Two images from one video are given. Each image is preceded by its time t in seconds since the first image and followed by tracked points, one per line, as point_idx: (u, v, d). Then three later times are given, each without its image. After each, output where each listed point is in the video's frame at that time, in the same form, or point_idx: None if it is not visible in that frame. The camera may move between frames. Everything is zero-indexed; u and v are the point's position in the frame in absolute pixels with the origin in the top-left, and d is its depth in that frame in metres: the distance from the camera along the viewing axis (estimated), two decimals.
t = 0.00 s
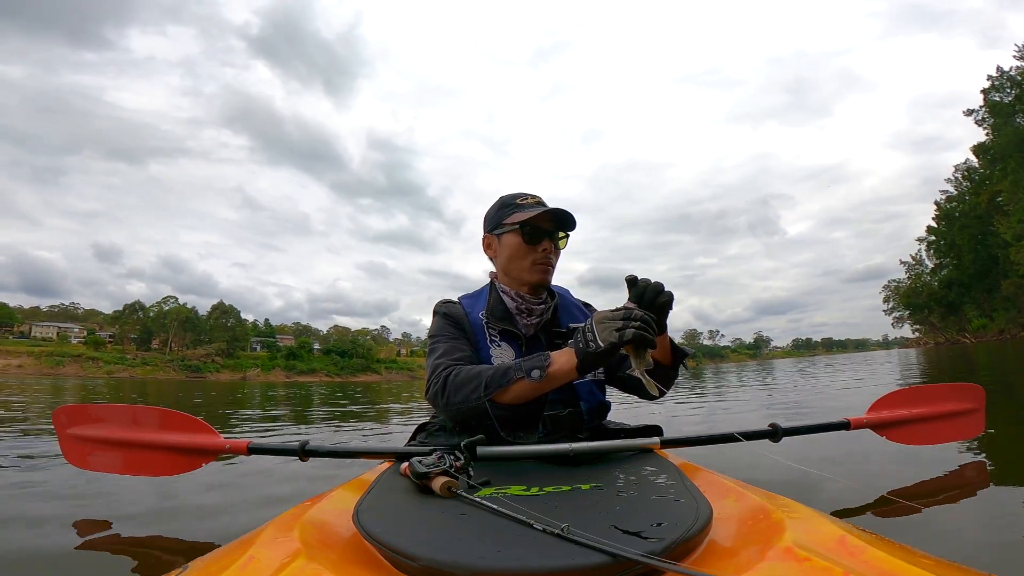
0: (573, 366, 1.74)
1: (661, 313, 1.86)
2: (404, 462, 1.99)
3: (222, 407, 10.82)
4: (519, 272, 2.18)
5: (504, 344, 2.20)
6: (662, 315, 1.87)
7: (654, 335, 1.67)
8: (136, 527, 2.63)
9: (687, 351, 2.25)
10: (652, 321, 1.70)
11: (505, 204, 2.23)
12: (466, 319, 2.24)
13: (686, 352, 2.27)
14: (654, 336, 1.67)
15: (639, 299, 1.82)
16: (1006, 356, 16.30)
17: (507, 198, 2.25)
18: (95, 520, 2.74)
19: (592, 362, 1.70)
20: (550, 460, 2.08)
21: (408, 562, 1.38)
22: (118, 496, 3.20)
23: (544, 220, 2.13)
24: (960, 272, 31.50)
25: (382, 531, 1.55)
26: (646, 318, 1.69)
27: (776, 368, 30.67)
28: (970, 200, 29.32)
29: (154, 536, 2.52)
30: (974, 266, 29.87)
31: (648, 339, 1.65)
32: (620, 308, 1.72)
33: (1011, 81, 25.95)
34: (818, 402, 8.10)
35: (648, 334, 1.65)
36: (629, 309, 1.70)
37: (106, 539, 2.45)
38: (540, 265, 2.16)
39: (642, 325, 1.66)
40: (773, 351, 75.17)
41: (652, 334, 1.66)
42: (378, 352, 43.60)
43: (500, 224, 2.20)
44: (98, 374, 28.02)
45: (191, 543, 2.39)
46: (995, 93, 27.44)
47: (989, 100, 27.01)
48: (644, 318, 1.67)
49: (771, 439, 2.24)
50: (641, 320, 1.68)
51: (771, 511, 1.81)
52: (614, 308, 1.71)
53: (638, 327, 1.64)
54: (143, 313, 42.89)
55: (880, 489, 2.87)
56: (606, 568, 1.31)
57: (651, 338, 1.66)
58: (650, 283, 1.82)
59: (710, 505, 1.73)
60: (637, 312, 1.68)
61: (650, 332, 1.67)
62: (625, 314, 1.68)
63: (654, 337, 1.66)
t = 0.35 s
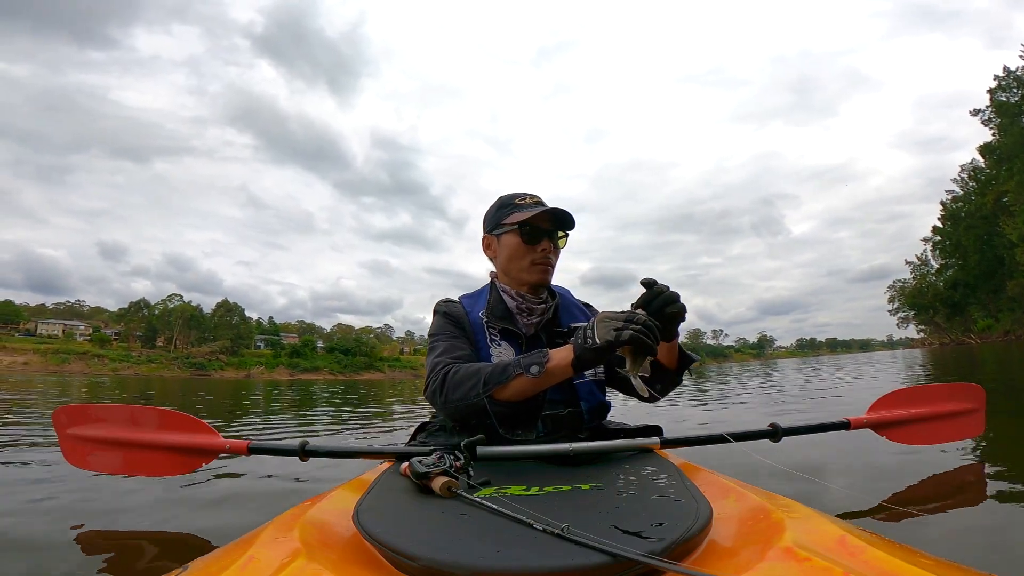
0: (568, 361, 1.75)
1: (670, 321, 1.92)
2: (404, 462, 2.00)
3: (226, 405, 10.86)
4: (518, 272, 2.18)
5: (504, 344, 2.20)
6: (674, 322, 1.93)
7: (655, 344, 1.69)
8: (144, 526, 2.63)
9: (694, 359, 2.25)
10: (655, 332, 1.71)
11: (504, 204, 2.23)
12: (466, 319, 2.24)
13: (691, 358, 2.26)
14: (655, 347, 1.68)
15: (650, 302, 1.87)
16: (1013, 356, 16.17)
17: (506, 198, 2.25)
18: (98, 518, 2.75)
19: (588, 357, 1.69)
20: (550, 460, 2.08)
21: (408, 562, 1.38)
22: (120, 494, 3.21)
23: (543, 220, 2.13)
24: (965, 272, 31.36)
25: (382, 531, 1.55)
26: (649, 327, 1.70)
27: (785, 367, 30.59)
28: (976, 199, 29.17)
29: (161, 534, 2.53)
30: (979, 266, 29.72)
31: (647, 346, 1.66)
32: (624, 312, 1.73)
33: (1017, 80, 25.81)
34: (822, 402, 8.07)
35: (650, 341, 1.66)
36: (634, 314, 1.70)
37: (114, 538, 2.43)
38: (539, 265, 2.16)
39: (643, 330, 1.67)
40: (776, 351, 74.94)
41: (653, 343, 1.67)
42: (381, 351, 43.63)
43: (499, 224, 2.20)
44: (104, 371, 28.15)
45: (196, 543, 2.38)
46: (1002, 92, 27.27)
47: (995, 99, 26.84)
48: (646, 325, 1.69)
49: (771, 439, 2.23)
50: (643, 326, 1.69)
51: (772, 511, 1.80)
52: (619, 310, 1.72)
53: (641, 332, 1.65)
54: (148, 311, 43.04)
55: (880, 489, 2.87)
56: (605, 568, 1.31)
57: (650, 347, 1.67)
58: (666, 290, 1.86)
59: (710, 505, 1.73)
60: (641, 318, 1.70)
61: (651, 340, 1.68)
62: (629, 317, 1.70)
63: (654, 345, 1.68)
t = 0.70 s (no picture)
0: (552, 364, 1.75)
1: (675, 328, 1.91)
2: (404, 462, 2.00)
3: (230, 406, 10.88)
4: (515, 274, 2.19)
5: (503, 344, 2.20)
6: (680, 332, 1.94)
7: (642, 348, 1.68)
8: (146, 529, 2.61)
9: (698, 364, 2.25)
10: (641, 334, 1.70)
11: (503, 205, 2.23)
12: (465, 320, 2.24)
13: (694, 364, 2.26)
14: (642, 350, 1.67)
15: (657, 306, 1.86)
16: (1019, 355, 16.08)
17: (505, 198, 2.25)
18: (100, 519, 2.76)
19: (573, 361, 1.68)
20: (550, 460, 2.08)
21: (409, 562, 1.38)
22: (123, 495, 3.22)
23: (540, 222, 2.13)
24: (969, 271, 31.28)
25: (382, 531, 1.55)
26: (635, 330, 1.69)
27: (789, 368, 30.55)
28: (979, 198, 29.11)
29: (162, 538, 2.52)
30: (982, 265, 29.64)
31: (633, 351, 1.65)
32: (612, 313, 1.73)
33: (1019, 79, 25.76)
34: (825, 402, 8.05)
35: (636, 346, 1.65)
36: (621, 316, 1.69)
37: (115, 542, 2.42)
38: (537, 267, 2.16)
39: (629, 335, 1.66)
40: (779, 351, 74.83)
41: (638, 346, 1.66)
42: (384, 352, 43.63)
43: (497, 225, 2.20)
44: (108, 373, 28.20)
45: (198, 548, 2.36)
46: (1003, 91, 27.21)
47: (997, 98, 26.78)
48: (632, 328, 1.67)
49: (771, 439, 2.23)
50: (630, 330, 1.68)
51: (771, 511, 1.80)
52: (606, 310, 1.72)
53: (627, 337, 1.64)
54: (152, 313, 43.21)
55: (880, 489, 2.86)
56: (606, 568, 1.31)
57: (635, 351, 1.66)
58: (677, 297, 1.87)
59: (710, 505, 1.72)
60: (628, 320, 1.69)
61: (637, 344, 1.67)
62: (616, 319, 1.69)
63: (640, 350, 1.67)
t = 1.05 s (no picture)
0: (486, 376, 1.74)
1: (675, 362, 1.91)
2: (404, 462, 2.00)
3: (236, 408, 10.94)
4: (516, 276, 2.19)
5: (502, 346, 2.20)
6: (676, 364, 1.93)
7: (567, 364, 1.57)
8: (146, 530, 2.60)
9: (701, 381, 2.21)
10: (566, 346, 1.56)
11: (507, 206, 2.24)
12: (464, 321, 2.25)
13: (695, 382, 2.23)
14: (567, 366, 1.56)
15: (652, 338, 1.90)
16: None
17: (509, 199, 2.25)
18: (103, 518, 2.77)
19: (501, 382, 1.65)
20: (550, 460, 2.09)
21: (409, 562, 1.38)
22: (127, 494, 3.24)
23: (541, 224, 2.12)
24: (976, 271, 31.12)
25: (381, 531, 1.55)
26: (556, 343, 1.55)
27: (795, 369, 30.46)
28: (985, 198, 28.98)
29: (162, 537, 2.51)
30: (989, 265, 29.50)
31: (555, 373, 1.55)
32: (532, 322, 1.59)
33: None
34: (831, 403, 8.01)
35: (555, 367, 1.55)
36: (538, 334, 1.56)
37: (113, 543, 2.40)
38: (537, 270, 2.16)
39: (548, 355, 1.55)
40: (783, 351, 74.57)
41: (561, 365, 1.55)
42: (389, 353, 43.67)
43: (500, 226, 2.21)
44: (115, 374, 28.34)
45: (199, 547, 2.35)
46: (1008, 91, 27.13)
47: (1002, 98, 26.69)
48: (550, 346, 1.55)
49: (771, 439, 2.23)
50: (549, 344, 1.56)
51: (771, 511, 1.80)
52: (525, 321, 1.59)
53: (543, 363, 1.54)
54: (158, 315, 43.43)
55: (880, 490, 2.85)
56: (605, 568, 1.31)
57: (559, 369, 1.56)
58: (676, 331, 1.88)
59: (710, 505, 1.72)
60: (545, 335, 1.56)
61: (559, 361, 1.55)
62: (534, 335, 1.57)
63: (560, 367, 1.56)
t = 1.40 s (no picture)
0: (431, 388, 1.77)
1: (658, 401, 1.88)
2: (404, 462, 2.00)
3: (242, 407, 10.96)
4: (513, 276, 2.21)
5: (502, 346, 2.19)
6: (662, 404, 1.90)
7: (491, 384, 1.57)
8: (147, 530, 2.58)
9: (699, 398, 2.22)
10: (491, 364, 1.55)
11: (502, 207, 2.25)
12: (465, 322, 2.25)
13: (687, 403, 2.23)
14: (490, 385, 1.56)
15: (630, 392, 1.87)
16: None
17: (505, 200, 2.26)
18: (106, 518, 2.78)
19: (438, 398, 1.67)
20: (550, 460, 2.08)
21: (409, 562, 1.38)
22: (130, 494, 3.25)
23: (533, 222, 2.13)
24: (981, 268, 31.01)
25: (381, 531, 1.55)
26: (480, 361, 1.55)
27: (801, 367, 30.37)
28: (989, 195, 28.87)
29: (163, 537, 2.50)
30: (994, 262, 29.38)
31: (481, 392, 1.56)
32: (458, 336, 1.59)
33: None
34: (835, 401, 7.98)
35: (479, 387, 1.55)
36: (462, 351, 1.56)
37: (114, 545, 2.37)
38: (532, 268, 2.16)
39: (470, 373, 1.55)
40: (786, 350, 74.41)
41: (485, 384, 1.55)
42: (392, 352, 43.68)
43: (497, 227, 2.24)
44: (121, 374, 28.44)
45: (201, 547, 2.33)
46: (1013, 88, 27.04)
47: (1006, 95, 26.59)
48: (472, 364, 1.55)
49: (772, 439, 2.22)
50: (472, 362, 1.56)
51: (772, 511, 1.80)
52: (452, 336, 1.60)
53: (467, 382, 1.55)
54: (162, 315, 43.56)
55: (881, 489, 2.84)
56: (605, 568, 1.31)
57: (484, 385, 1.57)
58: (646, 376, 1.86)
59: (710, 505, 1.72)
60: (468, 352, 1.56)
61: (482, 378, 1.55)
62: (459, 351, 1.57)
63: (484, 384, 1.56)
